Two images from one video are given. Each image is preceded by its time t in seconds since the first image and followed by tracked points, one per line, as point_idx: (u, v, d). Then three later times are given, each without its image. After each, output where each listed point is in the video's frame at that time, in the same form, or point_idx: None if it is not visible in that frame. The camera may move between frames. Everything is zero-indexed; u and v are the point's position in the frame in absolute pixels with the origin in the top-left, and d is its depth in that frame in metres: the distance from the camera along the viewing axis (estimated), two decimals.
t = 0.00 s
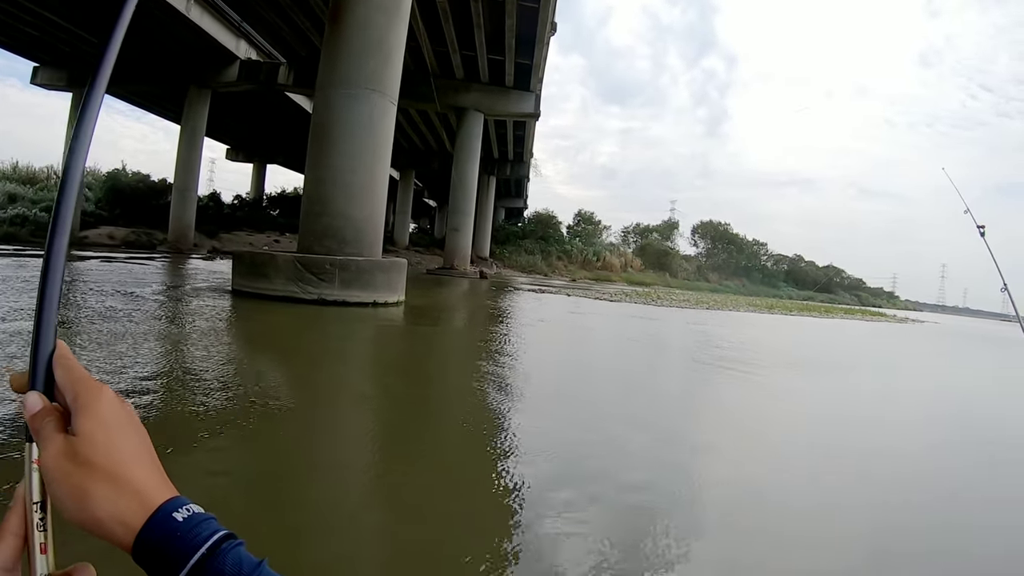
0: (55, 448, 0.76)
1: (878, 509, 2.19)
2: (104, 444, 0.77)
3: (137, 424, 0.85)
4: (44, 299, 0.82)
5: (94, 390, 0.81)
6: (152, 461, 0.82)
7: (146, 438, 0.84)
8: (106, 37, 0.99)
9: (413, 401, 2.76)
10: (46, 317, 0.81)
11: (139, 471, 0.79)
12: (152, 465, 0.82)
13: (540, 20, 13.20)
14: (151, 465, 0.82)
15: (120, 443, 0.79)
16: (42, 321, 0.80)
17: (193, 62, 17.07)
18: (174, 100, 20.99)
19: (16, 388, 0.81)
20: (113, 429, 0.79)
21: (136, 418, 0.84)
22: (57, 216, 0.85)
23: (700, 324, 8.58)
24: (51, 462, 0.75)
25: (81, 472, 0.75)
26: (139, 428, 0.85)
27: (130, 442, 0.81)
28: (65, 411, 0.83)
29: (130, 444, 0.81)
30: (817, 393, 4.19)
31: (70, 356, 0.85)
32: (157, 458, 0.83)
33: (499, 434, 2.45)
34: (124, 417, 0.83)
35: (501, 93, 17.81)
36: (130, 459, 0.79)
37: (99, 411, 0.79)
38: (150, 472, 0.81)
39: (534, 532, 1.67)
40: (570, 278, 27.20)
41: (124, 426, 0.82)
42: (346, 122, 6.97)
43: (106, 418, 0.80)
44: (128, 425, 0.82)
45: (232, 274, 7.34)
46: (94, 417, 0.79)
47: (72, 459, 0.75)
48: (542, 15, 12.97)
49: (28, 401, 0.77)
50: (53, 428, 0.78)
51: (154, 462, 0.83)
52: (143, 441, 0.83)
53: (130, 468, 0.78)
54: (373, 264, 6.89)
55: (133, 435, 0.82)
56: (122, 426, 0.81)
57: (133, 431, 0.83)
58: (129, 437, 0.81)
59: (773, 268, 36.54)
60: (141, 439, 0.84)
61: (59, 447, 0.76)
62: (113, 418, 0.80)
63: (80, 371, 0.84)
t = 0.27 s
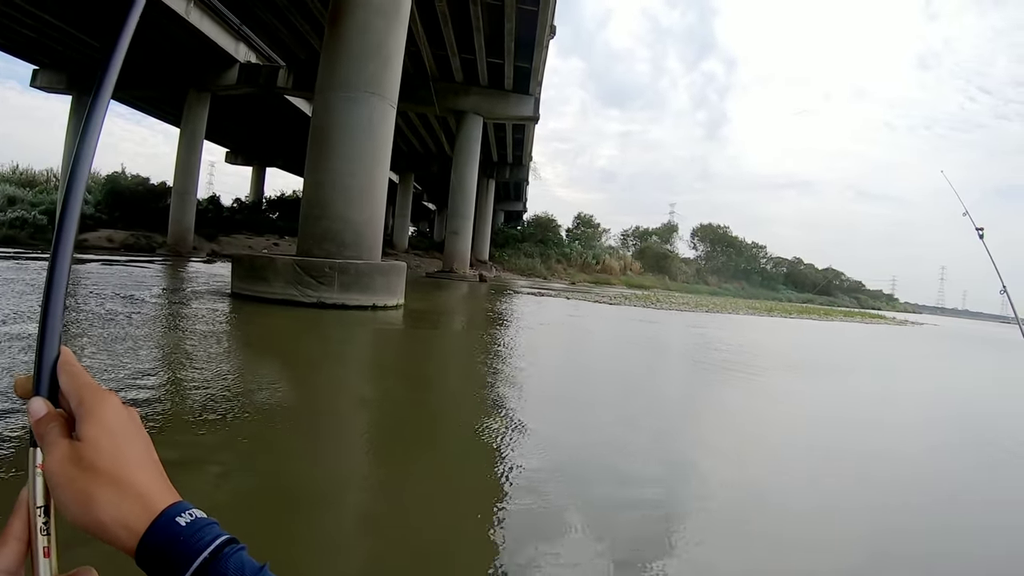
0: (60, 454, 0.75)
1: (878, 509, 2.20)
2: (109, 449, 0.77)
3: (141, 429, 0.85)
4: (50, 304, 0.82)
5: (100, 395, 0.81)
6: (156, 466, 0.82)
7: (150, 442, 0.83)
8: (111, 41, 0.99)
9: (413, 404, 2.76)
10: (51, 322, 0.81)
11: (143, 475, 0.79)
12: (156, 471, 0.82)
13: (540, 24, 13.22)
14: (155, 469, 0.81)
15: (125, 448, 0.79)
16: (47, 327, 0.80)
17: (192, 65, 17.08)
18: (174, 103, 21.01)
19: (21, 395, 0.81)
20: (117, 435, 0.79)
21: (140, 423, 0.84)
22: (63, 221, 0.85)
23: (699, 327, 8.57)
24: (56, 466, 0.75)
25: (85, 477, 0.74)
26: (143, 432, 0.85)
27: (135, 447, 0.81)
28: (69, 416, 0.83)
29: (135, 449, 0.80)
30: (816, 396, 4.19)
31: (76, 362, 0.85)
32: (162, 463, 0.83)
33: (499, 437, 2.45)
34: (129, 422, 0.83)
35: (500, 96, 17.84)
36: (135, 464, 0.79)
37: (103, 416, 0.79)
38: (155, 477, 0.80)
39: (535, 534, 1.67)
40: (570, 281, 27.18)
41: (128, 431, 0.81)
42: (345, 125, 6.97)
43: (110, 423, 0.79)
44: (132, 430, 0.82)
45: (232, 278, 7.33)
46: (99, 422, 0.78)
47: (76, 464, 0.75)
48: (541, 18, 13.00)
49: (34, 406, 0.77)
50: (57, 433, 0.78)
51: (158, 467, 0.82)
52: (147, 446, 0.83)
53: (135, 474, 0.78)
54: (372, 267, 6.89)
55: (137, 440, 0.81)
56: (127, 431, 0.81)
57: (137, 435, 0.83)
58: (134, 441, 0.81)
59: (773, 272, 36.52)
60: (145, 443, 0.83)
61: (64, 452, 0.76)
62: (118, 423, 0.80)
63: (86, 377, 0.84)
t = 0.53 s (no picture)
0: (62, 459, 0.76)
1: (878, 508, 2.20)
2: (111, 456, 0.77)
3: (142, 433, 0.86)
4: (51, 309, 0.83)
5: (102, 402, 0.82)
6: (157, 471, 0.83)
7: (151, 450, 0.84)
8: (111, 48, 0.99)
9: (414, 407, 2.76)
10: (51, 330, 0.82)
11: (145, 481, 0.79)
12: (158, 477, 0.82)
13: (540, 27, 13.23)
14: (157, 475, 0.82)
15: (126, 454, 0.79)
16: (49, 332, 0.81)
17: (193, 69, 17.11)
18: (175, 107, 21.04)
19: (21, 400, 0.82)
20: (118, 441, 0.80)
21: (141, 430, 0.84)
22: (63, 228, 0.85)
23: (700, 329, 8.57)
24: (57, 470, 0.75)
25: (87, 482, 0.75)
26: (144, 438, 0.85)
27: (137, 453, 0.81)
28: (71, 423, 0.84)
29: (136, 455, 0.81)
30: (817, 397, 4.20)
31: (78, 368, 0.86)
32: (163, 469, 0.83)
33: (499, 439, 2.46)
34: (131, 428, 0.84)
35: (500, 100, 17.86)
36: (137, 470, 0.79)
37: (104, 423, 0.80)
38: (156, 483, 0.81)
39: (536, 536, 1.67)
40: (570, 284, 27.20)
41: (130, 438, 0.82)
42: (345, 128, 6.98)
43: (111, 429, 0.80)
44: (133, 436, 0.83)
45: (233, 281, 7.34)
46: (101, 429, 0.79)
47: (78, 467, 0.76)
48: (541, 22, 13.02)
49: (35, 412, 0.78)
50: (60, 439, 0.79)
51: (159, 473, 0.83)
52: (148, 452, 0.84)
53: (138, 480, 0.78)
54: (373, 270, 6.89)
55: (139, 446, 0.82)
56: (128, 437, 0.82)
57: (138, 441, 0.83)
58: (136, 448, 0.81)
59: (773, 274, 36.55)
60: (146, 450, 0.84)
61: (66, 459, 0.76)
62: (119, 429, 0.81)
63: (87, 384, 0.85)
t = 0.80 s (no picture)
0: (58, 455, 0.76)
1: (879, 509, 2.20)
2: (107, 453, 0.78)
3: (138, 431, 0.86)
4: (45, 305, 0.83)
5: (96, 400, 0.82)
6: (154, 469, 0.83)
7: (149, 447, 0.84)
8: (101, 50, 1.00)
9: (414, 409, 2.77)
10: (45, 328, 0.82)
11: (141, 479, 0.79)
12: (155, 475, 0.82)
13: (541, 30, 13.24)
14: (153, 473, 0.82)
15: (123, 451, 0.79)
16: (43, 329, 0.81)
17: (194, 72, 17.13)
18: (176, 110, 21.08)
19: (18, 396, 0.83)
20: (114, 438, 0.80)
21: (138, 427, 0.85)
22: (57, 224, 0.86)
23: (702, 331, 8.57)
24: (53, 468, 0.76)
25: (84, 480, 0.75)
26: (141, 435, 0.85)
27: (134, 450, 0.82)
28: (67, 419, 0.84)
29: (133, 452, 0.81)
30: (818, 398, 4.19)
31: (73, 365, 0.86)
32: (160, 466, 0.84)
33: (498, 441, 2.46)
34: (127, 425, 0.84)
35: (501, 102, 17.87)
36: (134, 467, 0.79)
37: (100, 420, 0.80)
38: (152, 480, 0.81)
39: (533, 538, 1.68)
40: (572, 287, 27.16)
41: (126, 435, 0.82)
42: (346, 131, 6.98)
43: (107, 427, 0.80)
44: (130, 434, 0.83)
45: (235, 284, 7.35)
46: (96, 426, 0.79)
47: (74, 463, 0.76)
48: (543, 24, 13.03)
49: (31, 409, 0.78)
50: (55, 436, 0.79)
51: (155, 470, 0.83)
52: (145, 449, 0.84)
53: (135, 477, 0.78)
54: (375, 272, 6.89)
55: (135, 443, 0.82)
56: (125, 435, 0.82)
57: (135, 439, 0.83)
58: (132, 445, 0.82)
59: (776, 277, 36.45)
60: (142, 447, 0.84)
61: (62, 456, 0.76)
62: (115, 426, 0.81)
63: (83, 380, 0.85)
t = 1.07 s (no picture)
0: (54, 449, 0.77)
1: (877, 511, 2.21)
2: (104, 447, 0.78)
3: (135, 425, 0.87)
4: (41, 300, 0.84)
5: (92, 393, 0.83)
6: (152, 464, 0.83)
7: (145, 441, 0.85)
8: (94, 48, 1.01)
9: (413, 411, 2.79)
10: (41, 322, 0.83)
11: (139, 473, 0.80)
12: (153, 470, 0.83)
13: (542, 34, 13.24)
14: (152, 467, 0.83)
15: (119, 445, 0.80)
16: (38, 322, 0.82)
17: (197, 76, 17.17)
18: (178, 114, 21.12)
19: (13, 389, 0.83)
20: (110, 433, 0.80)
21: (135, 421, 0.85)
22: (51, 221, 0.87)
23: (704, 335, 8.56)
24: (50, 461, 0.76)
25: (81, 475, 0.75)
26: (138, 428, 0.86)
27: (130, 445, 0.82)
28: (62, 412, 0.85)
29: (130, 446, 0.82)
30: (821, 402, 4.18)
31: (70, 357, 0.87)
32: (158, 461, 0.84)
33: (498, 443, 2.48)
34: (123, 419, 0.84)
35: (503, 106, 17.89)
36: (135, 462, 0.80)
37: (97, 413, 0.81)
38: (151, 474, 0.82)
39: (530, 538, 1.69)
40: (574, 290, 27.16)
41: (121, 429, 0.83)
42: (348, 135, 6.99)
43: (104, 420, 0.81)
44: (126, 428, 0.84)
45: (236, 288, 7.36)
46: (93, 419, 0.80)
47: (70, 457, 0.76)
48: (544, 28, 13.04)
49: (26, 402, 0.79)
50: (51, 429, 0.79)
51: (154, 464, 0.84)
52: (143, 444, 0.85)
53: (133, 472, 0.79)
54: (377, 276, 6.89)
55: (131, 438, 0.83)
56: (122, 429, 0.83)
57: (131, 435, 0.84)
58: (129, 441, 0.83)
59: (778, 279, 36.45)
60: (139, 442, 0.85)
61: (59, 448, 0.77)
62: (111, 420, 0.82)
63: (79, 373, 0.86)
